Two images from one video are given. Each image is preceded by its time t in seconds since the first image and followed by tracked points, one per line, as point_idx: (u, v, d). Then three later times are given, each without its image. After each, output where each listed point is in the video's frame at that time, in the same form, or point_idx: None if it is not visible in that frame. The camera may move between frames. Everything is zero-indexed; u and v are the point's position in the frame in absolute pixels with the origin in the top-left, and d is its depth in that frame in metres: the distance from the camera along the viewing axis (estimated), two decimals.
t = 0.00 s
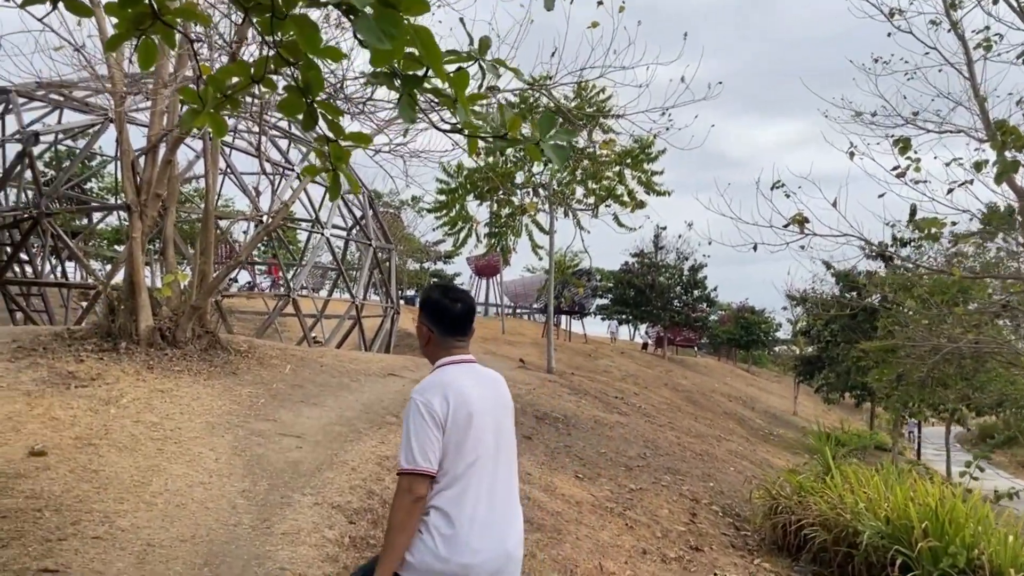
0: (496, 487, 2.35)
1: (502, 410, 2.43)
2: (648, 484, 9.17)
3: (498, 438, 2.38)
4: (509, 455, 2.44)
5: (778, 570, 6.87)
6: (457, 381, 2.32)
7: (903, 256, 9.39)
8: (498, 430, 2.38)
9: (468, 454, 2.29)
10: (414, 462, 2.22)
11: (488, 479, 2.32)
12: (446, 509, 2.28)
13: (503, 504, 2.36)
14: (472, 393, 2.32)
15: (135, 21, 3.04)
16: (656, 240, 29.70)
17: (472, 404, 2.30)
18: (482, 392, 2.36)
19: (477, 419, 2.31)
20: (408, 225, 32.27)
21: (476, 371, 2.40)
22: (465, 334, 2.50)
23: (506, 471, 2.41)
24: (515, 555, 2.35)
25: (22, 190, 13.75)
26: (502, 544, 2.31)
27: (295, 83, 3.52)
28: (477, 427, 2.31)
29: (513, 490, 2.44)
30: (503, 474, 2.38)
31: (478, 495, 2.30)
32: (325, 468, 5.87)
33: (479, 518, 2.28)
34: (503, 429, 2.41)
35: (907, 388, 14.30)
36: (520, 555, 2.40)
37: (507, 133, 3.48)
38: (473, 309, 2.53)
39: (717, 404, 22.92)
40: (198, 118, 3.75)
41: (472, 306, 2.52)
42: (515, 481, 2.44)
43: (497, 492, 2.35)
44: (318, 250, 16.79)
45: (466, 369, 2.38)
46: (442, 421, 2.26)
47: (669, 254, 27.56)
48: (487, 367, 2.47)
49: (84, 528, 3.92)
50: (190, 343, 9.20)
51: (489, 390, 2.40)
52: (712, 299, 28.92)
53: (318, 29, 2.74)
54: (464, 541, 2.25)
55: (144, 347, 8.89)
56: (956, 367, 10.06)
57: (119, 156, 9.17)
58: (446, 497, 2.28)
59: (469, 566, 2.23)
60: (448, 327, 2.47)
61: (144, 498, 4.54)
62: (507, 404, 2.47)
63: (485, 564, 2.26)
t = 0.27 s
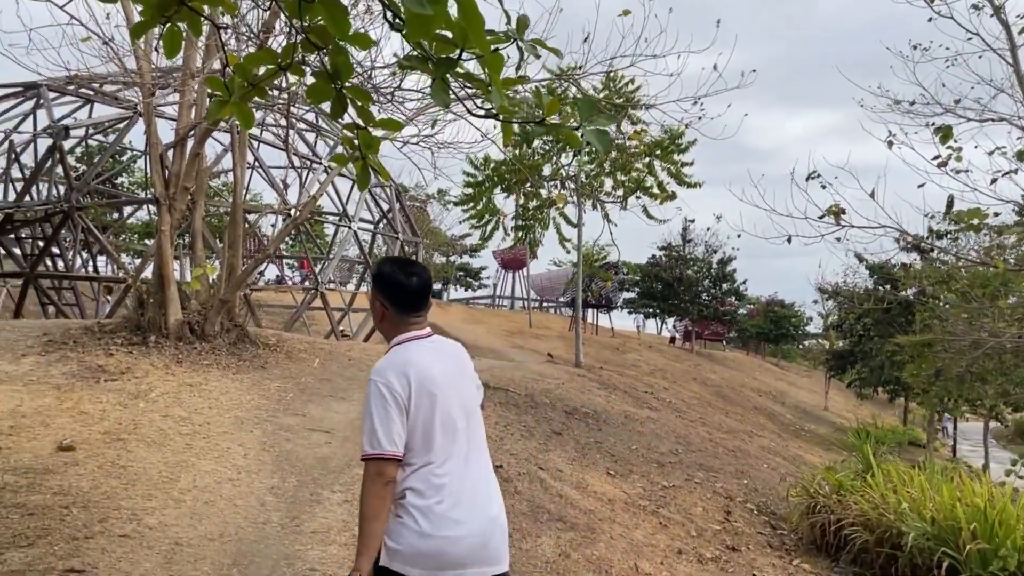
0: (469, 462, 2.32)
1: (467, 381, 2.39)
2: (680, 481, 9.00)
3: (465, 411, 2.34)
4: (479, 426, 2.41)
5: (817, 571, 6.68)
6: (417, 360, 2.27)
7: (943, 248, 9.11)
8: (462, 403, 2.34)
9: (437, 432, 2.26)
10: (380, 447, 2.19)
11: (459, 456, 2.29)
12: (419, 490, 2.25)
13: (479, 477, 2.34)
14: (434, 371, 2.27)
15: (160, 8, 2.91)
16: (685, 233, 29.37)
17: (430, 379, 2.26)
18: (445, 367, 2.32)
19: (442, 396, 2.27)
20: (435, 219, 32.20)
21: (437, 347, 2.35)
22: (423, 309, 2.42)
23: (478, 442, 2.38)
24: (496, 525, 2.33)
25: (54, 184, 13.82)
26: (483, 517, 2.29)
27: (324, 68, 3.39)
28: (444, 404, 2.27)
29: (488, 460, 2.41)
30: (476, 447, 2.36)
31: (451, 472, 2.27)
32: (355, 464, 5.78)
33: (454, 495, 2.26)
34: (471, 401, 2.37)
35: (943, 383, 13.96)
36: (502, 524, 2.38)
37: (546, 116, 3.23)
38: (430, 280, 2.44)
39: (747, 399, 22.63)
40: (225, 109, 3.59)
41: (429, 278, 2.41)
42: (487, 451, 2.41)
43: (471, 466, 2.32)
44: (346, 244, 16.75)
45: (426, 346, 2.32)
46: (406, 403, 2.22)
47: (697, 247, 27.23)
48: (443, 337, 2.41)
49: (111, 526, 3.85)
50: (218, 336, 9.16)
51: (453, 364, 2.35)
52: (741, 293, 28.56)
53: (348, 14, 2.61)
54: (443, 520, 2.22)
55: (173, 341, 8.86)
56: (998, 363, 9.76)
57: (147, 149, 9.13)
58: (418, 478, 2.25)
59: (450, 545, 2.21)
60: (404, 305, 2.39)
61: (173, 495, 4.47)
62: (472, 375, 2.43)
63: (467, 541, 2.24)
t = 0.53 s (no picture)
0: (457, 402, 2.16)
1: (455, 319, 2.24)
2: (715, 475, 8.86)
3: (453, 351, 2.19)
4: (472, 365, 2.24)
5: (859, 568, 6.53)
6: (393, 300, 2.15)
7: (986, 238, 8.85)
8: (448, 343, 2.19)
9: (417, 372, 2.13)
10: (351, 392, 2.07)
11: (444, 396, 2.15)
12: (398, 433, 2.12)
13: (469, 418, 2.17)
14: (410, 310, 2.14)
15: None
16: (713, 225, 29.05)
17: (407, 319, 2.14)
18: (425, 306, 2.18)
19: (420, 335, 2.14)
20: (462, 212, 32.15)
21: (418, 286, 2.22)
22: (407, 249, 2.29)
23: (470, 382, 2.22)
24: (488, 470, 2.17)
25: (86, 180, 13.93)
26: (471, 461, 2.12)
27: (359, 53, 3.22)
28: (424, 346, 2.13)
29: (483, 401, 2.25)
30: (465, 387, 2.20)
31: (434, 414, 2.13)
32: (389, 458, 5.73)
33: (439, 438, 2.11)
34: (459, 340, 2.22)
35: (982, 376, 13.65)
36: (498, 468, 2.21)
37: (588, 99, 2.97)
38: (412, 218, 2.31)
39: (778, 392, 22.36)
40: (255, 100, 3.32)
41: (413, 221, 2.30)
42: (481, 392, 2.25)
43: (460, 407, 2.17)
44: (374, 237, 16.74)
45: (406, 285, 2.20)
46: (382, 345, 2.11)
47: (726, 239, 26.93)
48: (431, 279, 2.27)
49: (148, 521, 3.82)
50: (250, 329, 9.15)
51: (436, 303, 2.21)
52: (771, 285, 28.21)
53: None
54: (426, 465, 2.08)
55: (204, 334, 8.86)
56: None
57: (178, 142, 9.13)
58: (399, 422, 2.13)
59: (433, 491, 2.06)
60: (384, 247, 2.27)
61: (209, 490, 4.43)
62: (462, 313, 2.28)
63: (453, 485, 2.09)
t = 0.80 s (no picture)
0: (461, 381, 2.24)
1: (464, 302, 2.31)
2: (748, 466, 8.76)
3: (458, 332, 2.27)
4: (477, 346, 2.31)
5: (898, 561, 6.43)
6: (406, 279, 2.24)
7: None
8: (456, 323, 2.27)
9: (423, 350, 2.21)
10: (360, 363, 2.16)
11: (448, 375, 2.22)
12: (403, 407, 2.22)
13: (472, 398, 2.25)
14: (421, 289, 2.23)
15: None
16: (741, 214, 28.76)
17: (417, 298, 2.22)
18: (434, 286, 2.26)
19: (427, 315, 2.22)
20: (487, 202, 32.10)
21: (430, 267, 2.29)
22: (425, 230, 2.36)
23: (475, 363, 2.29)
24: (487, 448, 2.25)
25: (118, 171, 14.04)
26: (469, 440, 2.20)
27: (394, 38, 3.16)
28: (430, 325, 2.22)
29: (488, 383, 2.32)
30: (470, 366, 2.27)
31: (438, 391, 2.21)
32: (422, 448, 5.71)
33: (440, 414, 2.19)
34: (467, 322, 2.30)
35: (1018, 367, 13.41)
36: (499, 446, 2.29)
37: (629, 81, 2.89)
38: (433, 198, 2.37)
39: (808, 383, 22.13)
40: (290, 86, 3.22)
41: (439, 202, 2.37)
42: (486, 373, 2.32)
43: (464, 387, 2.24)
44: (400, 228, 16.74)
45: (418, 266, 2.28)
46: (390, 321, 2.20)
47: (754, 228, 26.65)
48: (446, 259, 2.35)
49: (187, 510, 3.82)
50: (280, 320, 9.19)
51: (446, 284, 2.28)
52: (799, 274, 27.90)
53: None
54: (425, 438, 2.18)
55: (236, 324, 8.90)
56: None
57: (209, 134, 9.15)
58: (404, 395, 2.22)
59: (430, 465, 2.16)
60: (406, 225, 2.34)
61: (245, 479, 4.43)
62: (473, 296, 2.35)
63: (450, 462, 2.17)
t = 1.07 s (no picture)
0: (455, 361, 2.37)
1: (469, 288, 2.44)
2: (774, 454, 8.71)
3: (459, 315, 2.40)
4: (474, 332, 2.44)
5: (926, 549, 6.38)
6: (418, 257, 2.37)
7: None
8: (459, 304, 2.40)
9: (426, 327, 2.34)
10: (373, 331, 2.30)
11: (445, 353, 2.36)
12: (404, 378, 2.34)
13: (465, 378, 2.37)
14: (432, 269, 2.37)
15: None
16: (767, 200, 28.51)
17: (427, 276, 2.35)
18: (444, 269, 2.39)
19: (433, 294, 2.35)
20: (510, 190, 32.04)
21: (441, 249, 2.43)
22: (442, 216, 2.50)
23: (471, 345, 2.41)
24: (477, 424, 2.36)
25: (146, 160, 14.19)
26: (457, 416, 2.32)
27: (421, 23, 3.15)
28: (434, 305, 2.35)
29: (481, 367, 2.44)
30: (465, 348, 2.39)
31: (435, 368, 2.34)
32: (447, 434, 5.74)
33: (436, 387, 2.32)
34: (468, 306, 2.43)
35: None
36: (487, 428, 2.40)
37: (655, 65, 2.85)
38: (454, 187, 2.51)
39: (835, 370, 21.94)
40: (314, 74, 3.17)
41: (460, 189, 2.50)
42: (481, 357, 2.45)
43: (459, 366, 2.37)
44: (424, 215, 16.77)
45: (429, 247, 2.42)
46: (399, 295, 2.33)
47: (780, 214, 26.39)
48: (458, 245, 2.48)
49: (216, 494, 3.87)
50: (307, 307, 9.25)
51: (455, 268, 2.42)
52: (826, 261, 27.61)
53: None
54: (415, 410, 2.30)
55: (263, 312, 8.98)
56: None
57: (234, 122, 9.20)
58: (406, 367, 2.35)
59: (424, 435, 2.28)
60: (426, 207, 2.47)
61: (273, 464, 4.48)
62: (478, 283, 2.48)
63: (437, 434, 2.29)
